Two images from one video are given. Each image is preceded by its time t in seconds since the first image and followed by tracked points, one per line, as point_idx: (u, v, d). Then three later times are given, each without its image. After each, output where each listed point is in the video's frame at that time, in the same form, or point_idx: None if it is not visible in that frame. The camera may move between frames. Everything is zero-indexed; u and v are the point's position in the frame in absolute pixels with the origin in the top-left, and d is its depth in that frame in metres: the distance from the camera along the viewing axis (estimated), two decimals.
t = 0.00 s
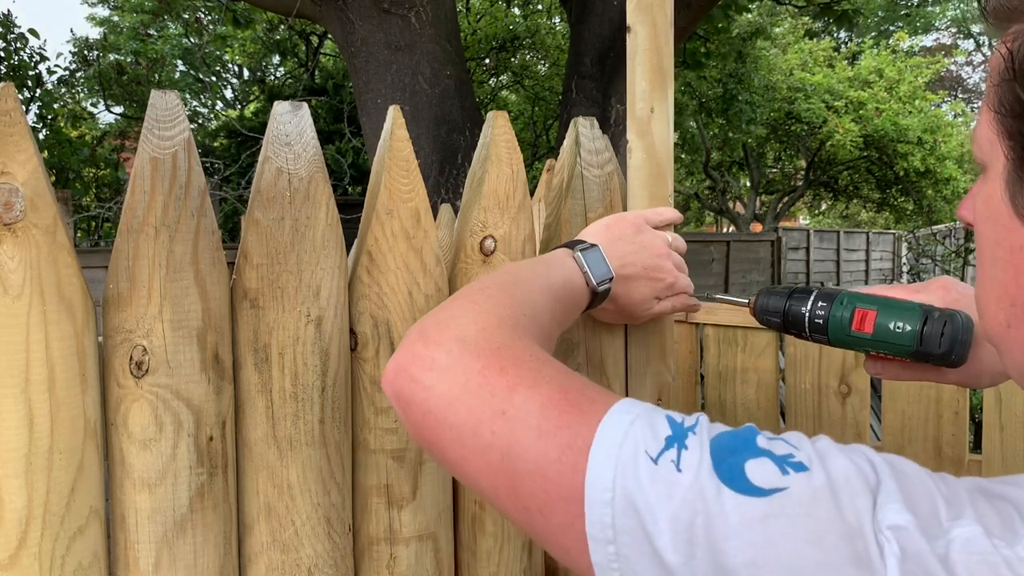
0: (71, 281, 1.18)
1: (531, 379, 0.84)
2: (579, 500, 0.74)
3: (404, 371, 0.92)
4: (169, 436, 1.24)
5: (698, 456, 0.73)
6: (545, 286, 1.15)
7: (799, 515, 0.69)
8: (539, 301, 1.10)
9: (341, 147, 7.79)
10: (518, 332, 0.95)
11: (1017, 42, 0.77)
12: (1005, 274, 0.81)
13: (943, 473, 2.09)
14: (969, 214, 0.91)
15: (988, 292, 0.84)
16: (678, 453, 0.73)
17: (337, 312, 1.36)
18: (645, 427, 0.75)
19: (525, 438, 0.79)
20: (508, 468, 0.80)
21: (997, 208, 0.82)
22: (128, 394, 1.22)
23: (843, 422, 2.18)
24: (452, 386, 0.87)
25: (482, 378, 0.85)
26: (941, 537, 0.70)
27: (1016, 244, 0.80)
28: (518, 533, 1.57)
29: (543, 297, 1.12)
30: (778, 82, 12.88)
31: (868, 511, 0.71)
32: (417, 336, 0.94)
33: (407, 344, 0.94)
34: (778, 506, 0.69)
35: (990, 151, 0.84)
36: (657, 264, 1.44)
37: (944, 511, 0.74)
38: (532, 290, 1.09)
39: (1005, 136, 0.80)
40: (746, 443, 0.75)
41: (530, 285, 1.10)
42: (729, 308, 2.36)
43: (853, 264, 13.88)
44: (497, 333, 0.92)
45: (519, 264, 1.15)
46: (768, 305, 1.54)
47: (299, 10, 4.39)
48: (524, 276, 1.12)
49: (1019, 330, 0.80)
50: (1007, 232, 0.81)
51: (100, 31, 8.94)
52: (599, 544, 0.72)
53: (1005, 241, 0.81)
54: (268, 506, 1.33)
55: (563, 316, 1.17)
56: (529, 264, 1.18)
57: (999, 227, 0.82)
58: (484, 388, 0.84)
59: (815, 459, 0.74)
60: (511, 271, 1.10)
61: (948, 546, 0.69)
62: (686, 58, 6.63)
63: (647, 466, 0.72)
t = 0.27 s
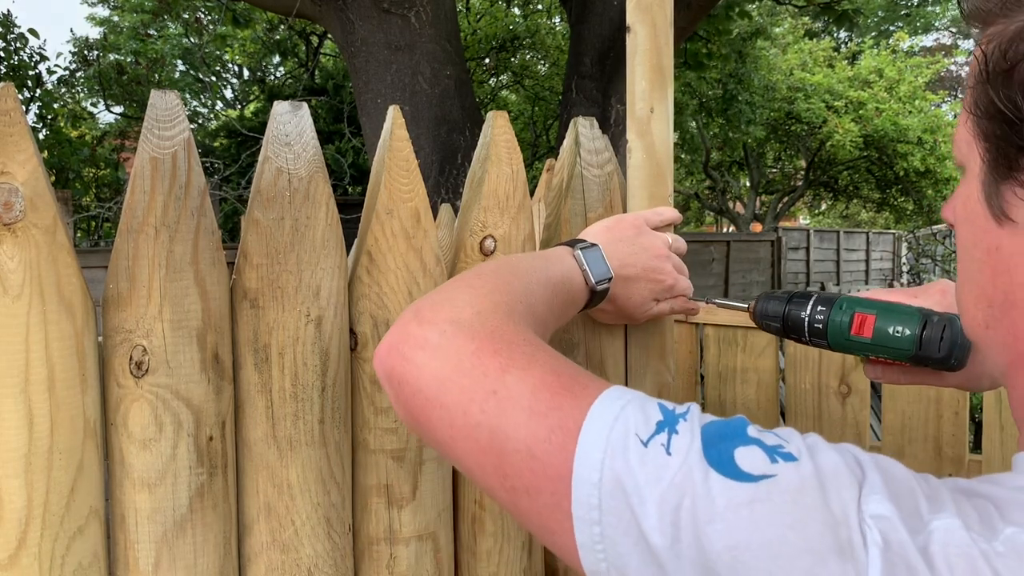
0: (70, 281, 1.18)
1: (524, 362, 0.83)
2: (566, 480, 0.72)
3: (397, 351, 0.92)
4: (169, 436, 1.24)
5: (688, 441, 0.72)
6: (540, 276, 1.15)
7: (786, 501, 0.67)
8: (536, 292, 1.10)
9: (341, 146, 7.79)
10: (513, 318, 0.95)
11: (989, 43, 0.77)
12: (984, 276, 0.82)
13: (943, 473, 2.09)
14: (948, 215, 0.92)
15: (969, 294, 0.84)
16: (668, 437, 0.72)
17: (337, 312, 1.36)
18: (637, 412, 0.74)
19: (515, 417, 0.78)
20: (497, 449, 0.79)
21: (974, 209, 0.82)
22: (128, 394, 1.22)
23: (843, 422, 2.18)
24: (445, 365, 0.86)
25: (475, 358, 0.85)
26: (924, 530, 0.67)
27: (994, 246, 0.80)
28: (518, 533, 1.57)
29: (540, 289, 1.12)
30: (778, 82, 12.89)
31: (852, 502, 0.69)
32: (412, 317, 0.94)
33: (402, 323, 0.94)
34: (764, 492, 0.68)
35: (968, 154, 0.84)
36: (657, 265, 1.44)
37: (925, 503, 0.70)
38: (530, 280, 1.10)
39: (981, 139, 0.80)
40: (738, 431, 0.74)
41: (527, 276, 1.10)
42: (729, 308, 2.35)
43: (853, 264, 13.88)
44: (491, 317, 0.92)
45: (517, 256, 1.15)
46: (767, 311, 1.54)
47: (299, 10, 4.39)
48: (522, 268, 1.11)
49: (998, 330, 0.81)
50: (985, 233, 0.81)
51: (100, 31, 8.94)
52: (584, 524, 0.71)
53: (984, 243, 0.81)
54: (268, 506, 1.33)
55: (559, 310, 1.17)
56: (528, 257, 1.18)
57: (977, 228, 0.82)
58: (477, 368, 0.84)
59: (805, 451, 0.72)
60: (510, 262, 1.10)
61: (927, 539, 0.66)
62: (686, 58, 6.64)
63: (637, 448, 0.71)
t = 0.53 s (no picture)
0: (70, 281, 1.18)
1: (521, 357, 0.83)
2: (562, 474, 0.72)
3: (394, 344, 0.92)
4: (169, 436, 1.24)
5: (684, 436, 0.72)
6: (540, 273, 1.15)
7: (779, 496, 0.67)
8: (535, 289, 1.10)
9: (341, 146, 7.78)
10: (511, 314, 0.95)
11: (976, 46, 0.79)
12: (972, 277, 0.82)
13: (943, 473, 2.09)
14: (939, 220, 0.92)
15: (958, 295, 0.84)
16: (663, 432, 0.72)
17: (337, 312, 1.36)
18: (633, 407, 0.74)
19: (511, 412, 0.78)
20: (494, 441, 0.78)
21: (962, 211, 0.83)
22: (128, 394, 1.22)
23: (843, 421, 2.18)
24: (441, 359, 0.86)
25: (472, 352, 0.85)
26: (915, 526, 0.67)
27: (982, 246, 0.80)
28: (518, 533, 1.57)
29: (539, 287, 1.12)
30: (778, 82, 12.89)
31: (846, 498, 0.68)
32: (410, 310, 0.94)
33: (399, 316, 0.94)
34: (759, 487, 0.68)
35: (956, 157, 0.85)
36: (659, 265, 1.43)
37: (917, 500, 0.70)
38: (529, 277, 1.10)
39: (967, 141, 0.81)
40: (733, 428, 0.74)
41: (527, 274, 1.10)
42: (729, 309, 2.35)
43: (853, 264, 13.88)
44: (490, 311, 0.92)
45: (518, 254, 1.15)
46: (769, 306, 1.55)
47: (299, 10, 4.39)
48: (522, 267, 1.11)
49: (988, 330, 0.81)
50: (973, 234, 0.81)
51: (100, 31, 8.94)
52: (579, 519, 0.71)
53: (972, 243, 0.81)
54: (268, 506, 1.33)
55: (558, 309, 1.17)
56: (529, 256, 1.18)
57: (965, 229, 0.82)
58: (474, 362, 0.84)
59: (800, 447, 0.72)
60: (509, 260, 1.10)
61: (919, 536, 0.66)
62: (686, 58, 6.64)
63: (632, 442, 0.71)
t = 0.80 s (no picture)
0: (70, 281, 1.18)
1: (521, 353, 0.83)
2: (563, 469, 0.72)
3: (394, 340, 0.92)
4: (168, 436, 1.24)
5: (685, 432, 0.72)
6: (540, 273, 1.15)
7: (780, 492, 0.67)
8: (536, 287, 1.10)
9: (341, 146, 7.79)
10: (512, 312, 0.95)
11: (973, 48, 0.79)
12: (970, 276, 0.81)
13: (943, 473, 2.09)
14: (936, 221, 0.92)
15: (956, 295, 0.84)
16: (665, 428, 0.72)
17: (337, 312, 1.36)
18: (634, 403, 0.74)
19: (512, 407, 0.78)
20: (495, 437, 0.78)
21: (959, 212, 0.83)
22: (128, 394, 1.22)
23: (843, 422, 2.18)
24: (441, 355, 0.86)
25: (473, 348, 0.85)
26: (915, 522, 0.67)
27: (980, 246, 0.80)
28: (518, 533, 1.58)
29: (540, 286, 1.12)
30: (778, 82, 12.89)
31: (846, 494, 0.68)
32: (411, 306, 0.94)
33: (400, 312, 0.94)
34: (760, 483, 0.68)
35: (952, 158, 0.85)
36: (659, 266, 1.43)
37: (917, 496, 0.70)
38: (530, 275, 1.10)
39: (963, 141, 0.81)
40: (733, 424, 0.74)
41: (528, 272, 1.10)
42: (729, 309, 2.35)
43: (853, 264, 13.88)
44: (490, 308, 0.93)
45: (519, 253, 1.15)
46: (772, 305, 1.55)
47: (299, 10, 4.39)
48: (523, 266, 1.11)
49: (986, 329, 0.81)
50: (970, 233, 0.81)
51: (100, 31, 8.93)
52: (580, 514, 0.71)
53: (970, 243, 0.81)
54: (268, 505, 1.33)
55: (559, 308, 1.17)
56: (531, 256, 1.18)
57: (962, 229, 0.82)
58: (474, 357, 0.84)
59: (800, 444, 0.72)
60: (510, 258, 1.10)
61: (919, 531, 0.66)
62: (686, 58, 6.64)
63: (633, 438, 0.71)
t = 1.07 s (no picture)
0: (70, 281, 1.18)
1: (522, 352, 0.83)
2: (564, 468, 0.72)
3: (394, 338, 0.92)
4: (169, 436, 1.24)
5: (686, 432, 0.72)
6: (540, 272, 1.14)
7: (780, 492, 0.67)
8: (536, 287, 1.10)
9: (341, 146, 7.78)
10: (514, 311, 0.95)
11: (970, 51, 0.79)
12: (968, 276, 0.81)
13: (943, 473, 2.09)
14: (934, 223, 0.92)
15: (954, 295, 0.84)
16: (665, 427, 0.72)
17: (337, 312, 1.36)
18: (635, 402, 0.74)
19: (512, 405, 0.78)
20: (495, 436, 0.78)
21: (958, 213, 0.83)
22: (128, 394, 1.22)
23: (843, 421, 2.18)
24: (441, 354, 0.86)
25: (473, 347, 0.85)
26: (915, 522, 0.67)
27: (977, 246, 0.80)
28: (518, 533, 1.58)
29: (540, 286, 1.12)
30: (778, 82, 12.89)
31: (846, 493, 0.68)
32: (411, 305, 0.94)
33: (400, 311, 0.94)
34: (760, 482, 0.68)
35: (950, 160, 0.85)
36: (660, 267, 1.43)
37: (917, 495, 0.70)
38: (530, 275, 1.10)
39: (961, 143, 0.81)
40: (734, 424, 0.74)
41: (529, 272, 1.10)
42: (729, 309, 2.35)
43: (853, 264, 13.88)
44: (491, 307, 0.93)
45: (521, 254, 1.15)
46: (773, 304, 1.55)
47: (299, 10, 4.39)
48: (523, 266, 1.11)
49: (984, 329, 0.81)
50: (968, 234, 0.81)
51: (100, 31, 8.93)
52: (580, 512, 0.71)
53: (968, 244, 0.81)
54: (268, 505, 1.33)
55: (559, 308, 1.16)
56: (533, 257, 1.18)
57: (960, 231, 0.82)
58: (475, 356, 0.84)
59: (800, 443, 0.72)
60: (512, 258, 1.10)
61: (919, 530, 0.66)
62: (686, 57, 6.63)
63: (634, 438, 0.71)
